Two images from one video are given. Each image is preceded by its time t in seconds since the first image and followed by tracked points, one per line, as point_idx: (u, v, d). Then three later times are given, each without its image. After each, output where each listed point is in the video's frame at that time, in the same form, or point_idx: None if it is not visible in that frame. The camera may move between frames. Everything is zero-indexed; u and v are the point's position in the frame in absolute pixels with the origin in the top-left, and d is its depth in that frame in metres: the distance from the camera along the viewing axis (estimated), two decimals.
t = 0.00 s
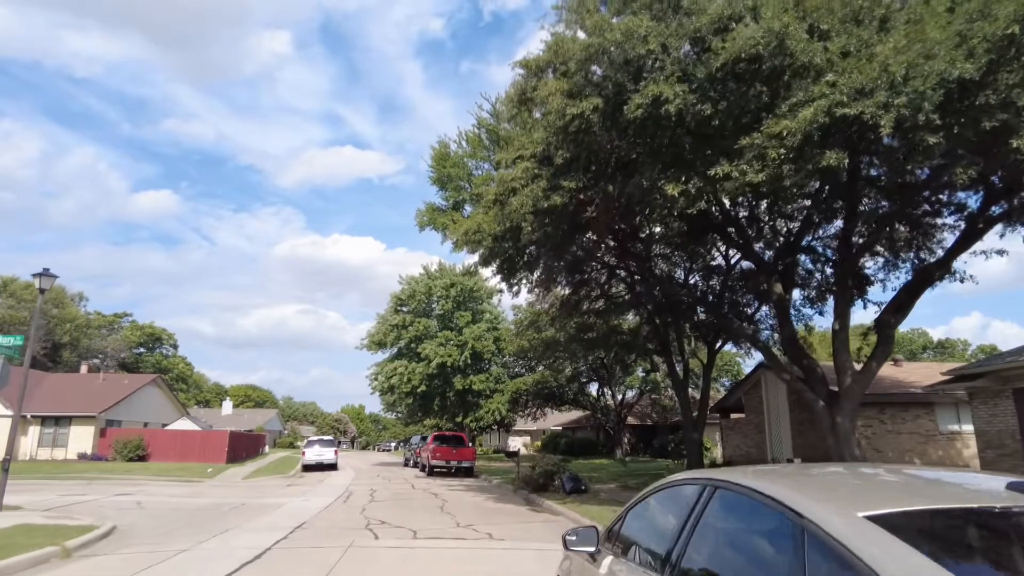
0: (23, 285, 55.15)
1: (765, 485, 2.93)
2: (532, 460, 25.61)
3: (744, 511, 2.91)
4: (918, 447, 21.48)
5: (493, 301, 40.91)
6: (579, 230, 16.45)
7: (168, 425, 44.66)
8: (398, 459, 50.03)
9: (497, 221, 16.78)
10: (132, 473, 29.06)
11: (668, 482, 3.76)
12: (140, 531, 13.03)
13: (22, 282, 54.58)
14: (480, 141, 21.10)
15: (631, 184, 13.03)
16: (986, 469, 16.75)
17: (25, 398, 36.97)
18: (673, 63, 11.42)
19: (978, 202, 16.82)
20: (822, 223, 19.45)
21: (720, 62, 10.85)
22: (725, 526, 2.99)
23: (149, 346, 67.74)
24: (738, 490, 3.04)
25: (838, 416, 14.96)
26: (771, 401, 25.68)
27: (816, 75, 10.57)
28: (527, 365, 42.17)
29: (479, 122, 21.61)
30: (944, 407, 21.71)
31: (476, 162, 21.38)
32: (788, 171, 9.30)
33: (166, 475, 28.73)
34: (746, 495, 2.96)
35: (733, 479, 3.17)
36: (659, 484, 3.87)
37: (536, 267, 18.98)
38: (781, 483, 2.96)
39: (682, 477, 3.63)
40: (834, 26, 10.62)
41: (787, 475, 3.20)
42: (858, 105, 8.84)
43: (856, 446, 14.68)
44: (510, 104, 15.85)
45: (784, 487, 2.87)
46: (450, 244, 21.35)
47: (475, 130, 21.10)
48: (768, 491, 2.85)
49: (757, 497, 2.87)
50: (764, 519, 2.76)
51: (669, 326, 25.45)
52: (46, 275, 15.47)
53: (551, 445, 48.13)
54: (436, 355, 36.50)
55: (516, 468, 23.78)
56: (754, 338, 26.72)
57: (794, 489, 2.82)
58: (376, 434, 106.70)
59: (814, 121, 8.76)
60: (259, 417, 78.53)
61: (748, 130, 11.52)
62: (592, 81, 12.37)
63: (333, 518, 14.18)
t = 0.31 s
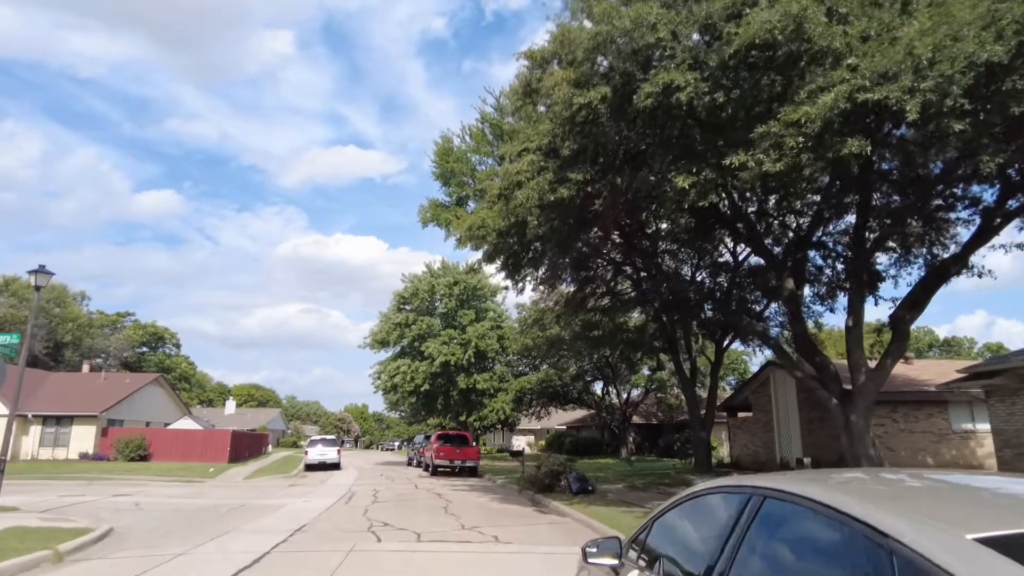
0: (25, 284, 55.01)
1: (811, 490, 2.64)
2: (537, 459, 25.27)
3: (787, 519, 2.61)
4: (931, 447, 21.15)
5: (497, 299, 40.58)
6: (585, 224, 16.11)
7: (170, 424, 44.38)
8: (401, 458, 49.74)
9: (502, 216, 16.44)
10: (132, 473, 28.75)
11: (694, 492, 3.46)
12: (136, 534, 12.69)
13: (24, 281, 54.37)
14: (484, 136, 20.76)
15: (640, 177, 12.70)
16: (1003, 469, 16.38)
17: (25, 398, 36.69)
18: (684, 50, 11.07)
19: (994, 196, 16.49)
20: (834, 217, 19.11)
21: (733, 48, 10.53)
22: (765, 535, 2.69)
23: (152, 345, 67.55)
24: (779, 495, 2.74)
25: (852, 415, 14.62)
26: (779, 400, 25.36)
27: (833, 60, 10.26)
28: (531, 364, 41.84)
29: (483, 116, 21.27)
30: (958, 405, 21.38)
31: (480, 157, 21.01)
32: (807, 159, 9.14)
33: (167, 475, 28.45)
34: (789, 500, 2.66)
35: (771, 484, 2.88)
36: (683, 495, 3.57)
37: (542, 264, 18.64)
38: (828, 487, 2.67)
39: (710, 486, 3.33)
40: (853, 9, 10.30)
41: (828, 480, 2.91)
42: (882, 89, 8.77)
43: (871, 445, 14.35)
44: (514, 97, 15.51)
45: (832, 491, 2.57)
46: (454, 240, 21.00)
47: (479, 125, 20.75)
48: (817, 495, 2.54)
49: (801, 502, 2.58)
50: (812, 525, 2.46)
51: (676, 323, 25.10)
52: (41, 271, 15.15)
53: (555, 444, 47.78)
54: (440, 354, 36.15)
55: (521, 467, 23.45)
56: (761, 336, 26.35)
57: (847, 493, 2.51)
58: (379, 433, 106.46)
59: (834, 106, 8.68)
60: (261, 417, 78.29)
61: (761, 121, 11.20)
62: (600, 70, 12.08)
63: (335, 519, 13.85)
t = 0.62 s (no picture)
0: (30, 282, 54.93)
1: (871, 486, 2.45)
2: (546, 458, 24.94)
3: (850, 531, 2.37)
4: (947, 445, 20.79)
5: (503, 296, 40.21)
6: (595, 217, 15.76)
7: (175, 422, 44.15)
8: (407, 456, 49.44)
9: (510, 209, 16.07)
10: (137, 471, 28.48)
11: (738, 494, 3.17)
12: (136, 533, 12.39)
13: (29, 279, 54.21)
14: (492, 128, 20.40)
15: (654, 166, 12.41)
16: None
17: (30, 395, 36.46)
18: (701, 34, 10.77)
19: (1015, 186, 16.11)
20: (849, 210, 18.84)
21: (751, 30, 10.22)
22: (819, 543, 2.47)
23: (158, 343, 67.36)
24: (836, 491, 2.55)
25: (871, 412, 14.24)
26: (791, 398, 25.00)
27: (856, 42, 9.95)
28: (538, 361, 41.50)
29: (490, 108, 20.90)
30: (974, 403, 21.03)
31: (487, 151, 20.63)
32: (832, 144, 8.97)
33: (172, 473, 28.21)
34: (847, 499, 2.47)
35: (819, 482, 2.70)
36: (719, 501, 3.31)
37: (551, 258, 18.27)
38: (907, 487, 2.38)
39: (755, 488, 3.06)
40: None
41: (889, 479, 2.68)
42: (912, 69, 8.50)
43: (891, 444, 13.99)
44: (523, 87, 15.15)
45: (910, 489, 2.33)
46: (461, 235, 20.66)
47: (486, 118, 20.39)
48: (901, 498, 2.25)
49: (879, 503, 2.31)
50: (886, 531, 2.25)
51: (686, 320, 24.74)
52: (41, 266, 14.85)
53: (562, 443, 47.41)
54: (446, 351, 35.80)
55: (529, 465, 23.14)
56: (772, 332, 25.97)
57: (936, 494, 2.22)
58: (385, 431, 106.21)
59: (861, 87, 8.56)
60: (267, 415, 78.11)
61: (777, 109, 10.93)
62: (612, 57, 11.81)
63: (340, 518, 13.54)
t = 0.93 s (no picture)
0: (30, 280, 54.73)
1: (956, 495, 2.17)
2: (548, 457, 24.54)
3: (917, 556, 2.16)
4: (958, 444, 20.38)
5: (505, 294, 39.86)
6: (599, 211, 15.40)
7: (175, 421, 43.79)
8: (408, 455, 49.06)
9: (512, 202, 15.68)
10: (134, 470, 28.12)
11: (776, 505, 2.87)
12: (126, 535, 12.04)
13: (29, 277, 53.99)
14: (493, 121, 20.04)
15: (661, 155, 12.07)
16: None
17: (27, 393, 36.13)
18: (711, 17, 10.48)
19: None
20: (858, 203, 18.60)
21: (764, 12, 9.91)
22: (890, 562, 2.21)
23: (159, 341, 67.01)
24: (884, 503, 2.36)
25: (882, 410, 13.86)
26: (798, 396, 24.62)
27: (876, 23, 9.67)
28: (540, 359, 41.15)
29: (492, 101, 20.54)
30: (986, 400, 20.58)
31: (488, 144, 20.26)
32: (850, 126, 8.76)
33: (170, 471, 27.89)
34: (927, 512, 2.18)
35: (872, 492, 2.46)
36: (748, 513, 3.01)
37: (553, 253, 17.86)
38: (1000, 497, 2.11)
39: (797, 499, 2.77)
40: None
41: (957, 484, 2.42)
42: (937, 47, 8.20)
43: (904, 442, 13.61)
44: (525, 78, 14.79)
45: (1013, 500, 2.04)
46: (462, 230, 20.30)
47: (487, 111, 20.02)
48: (1009, 512, 1.96)
49: (976, 518, 2.03)
50: (963, 555, 2.07)
51: (691, 318, 24.35)
52: (32, 260, 14.51)
53: (565, 442, 47.02)
54: (447, 349, 35.42)
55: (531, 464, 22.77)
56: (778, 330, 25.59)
57: None
58: (386, 430, 105.83)
59: (882, 67, 8.41)
60: (268, 414, 77.87)
61: (789, 97, 10.65)
62: (617, 42, 11.47)
63: (337, 519, 13.17)
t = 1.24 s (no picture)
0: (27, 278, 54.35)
1: None
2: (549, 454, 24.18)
3: None
4: (967, 440, 20.03)
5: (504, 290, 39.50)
6: (600, 201, 14.98)
7: (172, 419, 43.40)
8: (408, 452, 48.63)
9: (511, 193, 15.25)
10: (129, 468, 27.70)
11: (801, 519, 2.55)
12: (113, 535, 11.64)
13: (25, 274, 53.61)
14: (492, 112, 19.63)
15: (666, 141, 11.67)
16: None
17: (22, 391, 35.73)
18: None
19: None
20: (865, 193, 18.26)
21: None
22: None
23: (157, 339, 66.59)
24: (951, 514, 2.05)
25: (892, 404, 13.46)
26: (803, 392, 24.21)
27: None
28: (541, 356, 40.77)
29: (490, 91, 20.11)
30: (996, 395, 20.21)
31: (487, 135, 19.83)
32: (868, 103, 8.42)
33: (167, 469, 27.51)
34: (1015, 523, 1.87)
35: (929, 499, 2.16)
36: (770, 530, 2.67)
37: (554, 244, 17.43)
38: None
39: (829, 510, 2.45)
40: None
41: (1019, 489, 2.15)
42: (960, 17, 7.86)
43: (915, 437, 13.21)
44: (524, 64, 14.39)
45: None
46: (460, 223, 19.88)
47: (485, 101, 19.61)
48: None
49: None
50: None
51: (694, 313, 23.92)
52: (17, 253, 14.10)
53: (565, 438, 46.67)
54: (446, 345, 35.01)
55: (532, 461, 22.39)
56: (782, 324, 25.19)
57: None
58: (387, 427, 105.46)
59: (903, 39, 8.08)
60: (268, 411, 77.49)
61: (798, 78, 10.31)
62: (621, 22, 11.06)
63: (332, 519, 12.78)
